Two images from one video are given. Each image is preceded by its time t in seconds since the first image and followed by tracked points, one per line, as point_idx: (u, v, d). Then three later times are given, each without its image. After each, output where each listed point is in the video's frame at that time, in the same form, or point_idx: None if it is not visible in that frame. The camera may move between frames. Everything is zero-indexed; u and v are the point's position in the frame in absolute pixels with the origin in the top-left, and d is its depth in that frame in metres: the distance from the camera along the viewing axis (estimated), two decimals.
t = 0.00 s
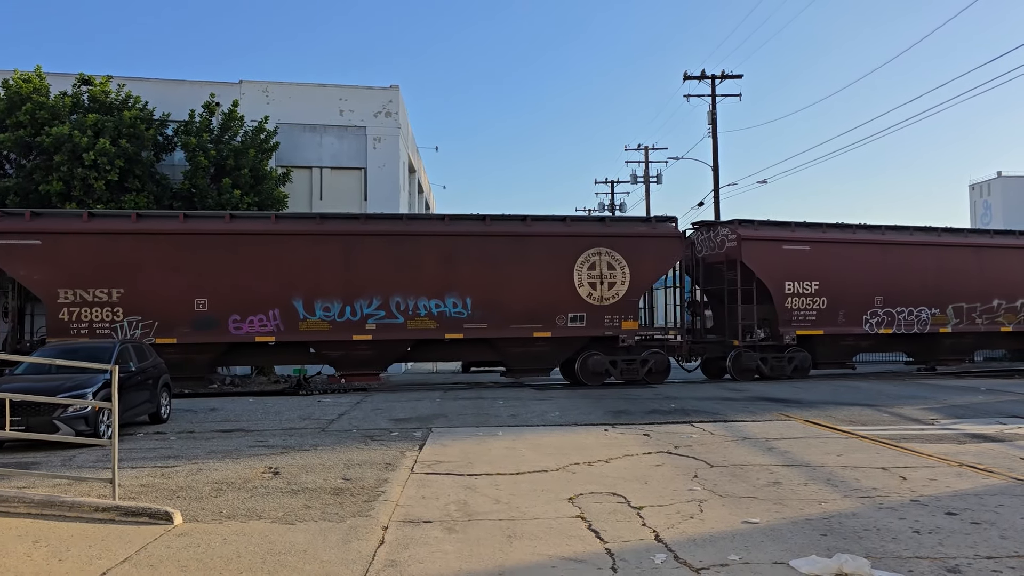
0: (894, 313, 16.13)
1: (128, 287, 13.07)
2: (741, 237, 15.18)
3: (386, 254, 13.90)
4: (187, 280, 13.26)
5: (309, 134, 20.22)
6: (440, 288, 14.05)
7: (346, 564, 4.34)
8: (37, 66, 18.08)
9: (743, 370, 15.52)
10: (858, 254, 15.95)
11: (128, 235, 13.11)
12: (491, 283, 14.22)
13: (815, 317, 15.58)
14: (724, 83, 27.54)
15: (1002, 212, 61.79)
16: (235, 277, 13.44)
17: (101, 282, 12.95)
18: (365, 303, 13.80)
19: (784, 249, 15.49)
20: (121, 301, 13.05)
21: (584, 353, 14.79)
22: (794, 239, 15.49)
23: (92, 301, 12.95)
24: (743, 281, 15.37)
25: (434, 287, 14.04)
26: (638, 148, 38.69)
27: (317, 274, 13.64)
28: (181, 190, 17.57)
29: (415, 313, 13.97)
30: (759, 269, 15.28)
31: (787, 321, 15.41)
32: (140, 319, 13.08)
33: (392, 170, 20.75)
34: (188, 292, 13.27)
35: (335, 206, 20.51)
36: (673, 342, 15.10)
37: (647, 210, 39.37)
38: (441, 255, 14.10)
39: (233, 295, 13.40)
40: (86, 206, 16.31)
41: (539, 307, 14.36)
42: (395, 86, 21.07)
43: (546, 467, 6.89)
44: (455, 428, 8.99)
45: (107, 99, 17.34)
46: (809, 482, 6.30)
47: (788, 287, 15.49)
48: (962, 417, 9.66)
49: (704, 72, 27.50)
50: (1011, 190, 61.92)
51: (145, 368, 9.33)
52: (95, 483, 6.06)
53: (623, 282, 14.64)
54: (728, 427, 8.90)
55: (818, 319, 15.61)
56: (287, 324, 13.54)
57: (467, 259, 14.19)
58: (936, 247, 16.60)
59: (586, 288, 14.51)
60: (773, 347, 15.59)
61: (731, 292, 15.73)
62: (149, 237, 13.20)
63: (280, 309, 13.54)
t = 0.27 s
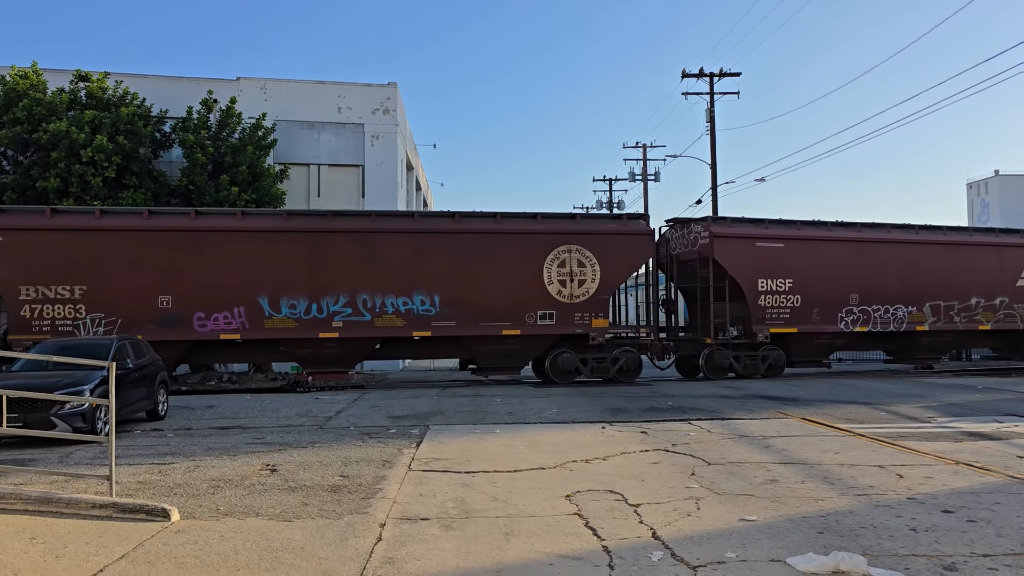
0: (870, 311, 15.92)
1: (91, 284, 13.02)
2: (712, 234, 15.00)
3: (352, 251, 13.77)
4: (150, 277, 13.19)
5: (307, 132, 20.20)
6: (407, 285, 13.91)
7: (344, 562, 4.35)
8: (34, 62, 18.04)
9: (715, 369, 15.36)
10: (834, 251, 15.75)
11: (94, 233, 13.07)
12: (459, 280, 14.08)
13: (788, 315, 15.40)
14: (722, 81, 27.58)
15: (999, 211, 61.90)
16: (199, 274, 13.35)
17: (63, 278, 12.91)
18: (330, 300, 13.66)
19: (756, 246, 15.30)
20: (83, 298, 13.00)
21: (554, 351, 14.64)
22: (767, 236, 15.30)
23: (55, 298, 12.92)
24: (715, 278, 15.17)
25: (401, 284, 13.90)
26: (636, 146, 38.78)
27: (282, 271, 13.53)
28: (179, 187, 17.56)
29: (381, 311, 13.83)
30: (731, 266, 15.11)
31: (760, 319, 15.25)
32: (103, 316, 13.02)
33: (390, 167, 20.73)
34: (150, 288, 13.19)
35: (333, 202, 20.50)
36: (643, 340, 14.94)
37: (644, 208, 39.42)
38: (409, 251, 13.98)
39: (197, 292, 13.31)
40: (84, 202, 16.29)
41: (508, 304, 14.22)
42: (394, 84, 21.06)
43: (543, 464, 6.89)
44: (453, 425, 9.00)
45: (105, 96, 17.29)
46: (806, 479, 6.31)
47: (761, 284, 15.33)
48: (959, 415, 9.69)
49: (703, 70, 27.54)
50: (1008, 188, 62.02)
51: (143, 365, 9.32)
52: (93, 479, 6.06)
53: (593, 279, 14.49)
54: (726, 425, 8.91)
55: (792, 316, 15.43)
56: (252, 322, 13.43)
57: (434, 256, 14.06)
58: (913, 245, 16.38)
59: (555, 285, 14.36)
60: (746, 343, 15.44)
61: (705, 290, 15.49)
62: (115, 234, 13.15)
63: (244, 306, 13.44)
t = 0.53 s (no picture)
0: (845, 310, 15.82)
1: (53, 282, 12.92)
2: (685, 232, 14.88)
3: (319, 249, 13.69)
4: (112, 275, 13.07)
5: (304, 130, 20.18)
6: (375, 284, 13.84)
7: (341, 560, 4.35)
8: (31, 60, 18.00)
9: (688, 368, 15.21)
10: (809, 250, 15.64)
11: (52, 230, 12.94)
12: (428, 279, 14.01)
13: (762, 314, 15.29)
14: (720, 79, 27.60)
15: (996, 210, 61.99)
16: (163, 272, 13.24)
17: (25, 276, 12.81)
18: (296, 299, 13.58)
19: (730, 245, 15.21)
20: (45, 296, 12.89)
21: (524, 350, 14.57)
22: (740, 234, 15.21)
23: (17, 296, 12.82)
24: (688, 277, 15.08)
25: (369, 282, 13.82)
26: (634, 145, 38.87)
27: (248, 269, 13.44)
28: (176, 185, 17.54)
29: (349, 310, 13.75)
30: (704, 265, 15.01)
31: (733, 318, 15.14)
32: (65, 314, 12.90)
33: (388, 166, 20.69)
34: (113, 287, 13.07)
35: (331, 201, 20.48)
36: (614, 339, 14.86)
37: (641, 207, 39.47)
38: (377, 250, 13.91)
39: (160, 290, 13.20)
40: (81, 200, 16.27)
41: (477, 303, 14.15)
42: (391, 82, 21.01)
43: (541, 463, 6.90)
44: (450, 424, 9.00)
45: (102, 93, 17.25)
46: (803, 479, 6.32)
47: (734, 283, 15.23)
48: (955, 415, 9.71)
49: (700, 69, 27.57)
50: (1005, 188, 62.12)
51: (140, 363, 9.31)
52: (90, 478, 6.06)
53: (563, 278, 14.44)
54: (723, 424, 8.93)
55: (765, 316, 15.33)
56: (217, 320, 13.32)
57: (403, 255, 13.98)
58: (890, 244, 16.27)
59: (525, 284, 14.30)
60: (718, 343, 15.32)
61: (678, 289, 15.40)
62: (75, 232, 13.03)
63: (209, 305, 13.34)
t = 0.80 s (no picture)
0: (820, 311, 15.61)
1: (15, 282, 12.90)
2: (655, 231, 14.71)
3: (285, 249, 13.64)
4: (75, 275, 13.04)
5: (303, 129, 20.16)
6: (341, 283, 13.80)
7: (339, 560, 4.35)
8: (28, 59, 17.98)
9: (660, 368, 15.04)
10: (782, 249, 15.45)
11: (13, 228, 12.91)
12: (395, 279, 13.98)
13: (735, 314, 15.10)
14: (718, 79, 27.62)
15: (994, 210, 62.06)
16: (127, 272, 13.20)
17: None
18: (262, 298, 13.54)
19: (702, 244, 15.03)
20: (8, 296, 12.87)
21: (493, 351, 14.51)
22: (713, 233, 15.02)
23: None
24: (659, 276, 14.92)
25: (336, 282, 13.78)
26: (633, 145, 39.01)
27: (212, 269, 13.40)
28: (174, 185, 17.54)
29: (315, 310, 13.71)
30: (675, 264, 14.84)
31: (706, 319, 14.96)
32: (28, 314, 12.87)
33: (386, 166, 20.68)
34: (76, 286, 13.04)
35: (330, 200, 20.47)
36: (584, 339, 14.75)
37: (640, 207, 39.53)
38: (344, 249, 13.86)
39: (123, 290, 13.17)
40: (79, 200, 16.25)
41: (444, 303, 14.11)
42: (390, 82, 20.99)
43: (539, 463, 6.90)
44: (449, 424, 9.01)
45: (100, 93, 17.24)
46: (801, 478, 6.32)
47: (706, 283, 15.05)
48: (953, 415, 9.72)
49: (699, 69, 27.59)
50: (1003, 188, 62.21)
51: (138, 363, 9.30)
52: (88, 478, 6.05)
53: (532, 278, 14.39)
54: (721, 423, 8.94)
55: (738, 316, 15.13)
56: (181, 320, 13.29)
57: (370, 255, 13.93)
58: (866, 244, 16.04)
59: (494, 284, 14.25)
60: (691, 343, 15.14)
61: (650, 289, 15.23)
62: (36, 231, 12.98)
63: (173, 304, 13.30)
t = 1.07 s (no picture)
0: (795, 311, 15.51)
1: None
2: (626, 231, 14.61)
3: (251, 249, 13.55)
4: (38, 276, 12.92)
5: (301, 129, 20.15)
6: (308, 284, 13.72)
7: (338, 561, 4.35)
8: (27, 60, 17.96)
9: (633, 369, 14.95)
10: (756, 249, 15.36)
11: None
12: (363, 279, 13.91)
13: (707, 315, 15.04)
14: (717, 80, 27.66)
15: (992, 210, 62.16)
16: (90, 273, 13.10)
17: None
18: (228, 299, 13.45)
19: (674, 244, 14.93)
20: None
21: (462, 352, 14.46)
22: (685, 233, 14.93)
23: None
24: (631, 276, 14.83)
25: (303, 282, 13.70)
26: (632, 145, 39.18)
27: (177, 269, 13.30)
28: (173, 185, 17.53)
29: (281, 310, 13.63)
30: (646, 264, 14.76)
31: (678, 319, 14.90)
32: None
33: (384, 166, 20.70)
34: (38, 287, 12.92)
35: (328, 201, 20.47)
36: (555, 340, 14.68)
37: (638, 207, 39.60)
38: (312, 249, 13.78)
39: (87, 291, 13.06)
40: (78, 200, 16.24)
41: (413, 303, 14.05)
42: (388, 82, 20.98)
43: (538, 463, 6.91)
44: (447, 424, 9.02)
45: (98, 93, 17.23)
46: (799, 479, 6.33)
47: (678, 283, 14.97)
48: (951, 415, 9.74)
49: (697, 70, 27.63)
50: (1001, 189, 62.33)
51: (137, 364, 9.30)
52: (86, 478, 6.05)
53: (501, 279, 14.32)
54: (719, 424, 8.97)
55: (711, 317, 15.05)
56: (145, 321, 13.18)
57: (338, 255, 13.86)
58: (843, 244, 15.92)
59: (463, 284, 14.18)
60: (664, 344, 15.07)
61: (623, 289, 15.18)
62: None
63: (137, 305, 13.20)
